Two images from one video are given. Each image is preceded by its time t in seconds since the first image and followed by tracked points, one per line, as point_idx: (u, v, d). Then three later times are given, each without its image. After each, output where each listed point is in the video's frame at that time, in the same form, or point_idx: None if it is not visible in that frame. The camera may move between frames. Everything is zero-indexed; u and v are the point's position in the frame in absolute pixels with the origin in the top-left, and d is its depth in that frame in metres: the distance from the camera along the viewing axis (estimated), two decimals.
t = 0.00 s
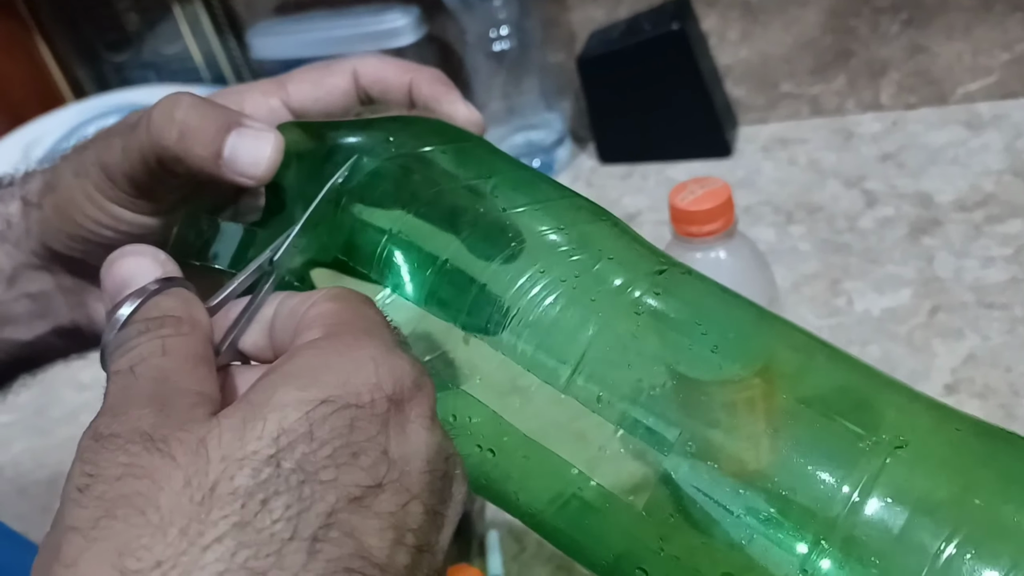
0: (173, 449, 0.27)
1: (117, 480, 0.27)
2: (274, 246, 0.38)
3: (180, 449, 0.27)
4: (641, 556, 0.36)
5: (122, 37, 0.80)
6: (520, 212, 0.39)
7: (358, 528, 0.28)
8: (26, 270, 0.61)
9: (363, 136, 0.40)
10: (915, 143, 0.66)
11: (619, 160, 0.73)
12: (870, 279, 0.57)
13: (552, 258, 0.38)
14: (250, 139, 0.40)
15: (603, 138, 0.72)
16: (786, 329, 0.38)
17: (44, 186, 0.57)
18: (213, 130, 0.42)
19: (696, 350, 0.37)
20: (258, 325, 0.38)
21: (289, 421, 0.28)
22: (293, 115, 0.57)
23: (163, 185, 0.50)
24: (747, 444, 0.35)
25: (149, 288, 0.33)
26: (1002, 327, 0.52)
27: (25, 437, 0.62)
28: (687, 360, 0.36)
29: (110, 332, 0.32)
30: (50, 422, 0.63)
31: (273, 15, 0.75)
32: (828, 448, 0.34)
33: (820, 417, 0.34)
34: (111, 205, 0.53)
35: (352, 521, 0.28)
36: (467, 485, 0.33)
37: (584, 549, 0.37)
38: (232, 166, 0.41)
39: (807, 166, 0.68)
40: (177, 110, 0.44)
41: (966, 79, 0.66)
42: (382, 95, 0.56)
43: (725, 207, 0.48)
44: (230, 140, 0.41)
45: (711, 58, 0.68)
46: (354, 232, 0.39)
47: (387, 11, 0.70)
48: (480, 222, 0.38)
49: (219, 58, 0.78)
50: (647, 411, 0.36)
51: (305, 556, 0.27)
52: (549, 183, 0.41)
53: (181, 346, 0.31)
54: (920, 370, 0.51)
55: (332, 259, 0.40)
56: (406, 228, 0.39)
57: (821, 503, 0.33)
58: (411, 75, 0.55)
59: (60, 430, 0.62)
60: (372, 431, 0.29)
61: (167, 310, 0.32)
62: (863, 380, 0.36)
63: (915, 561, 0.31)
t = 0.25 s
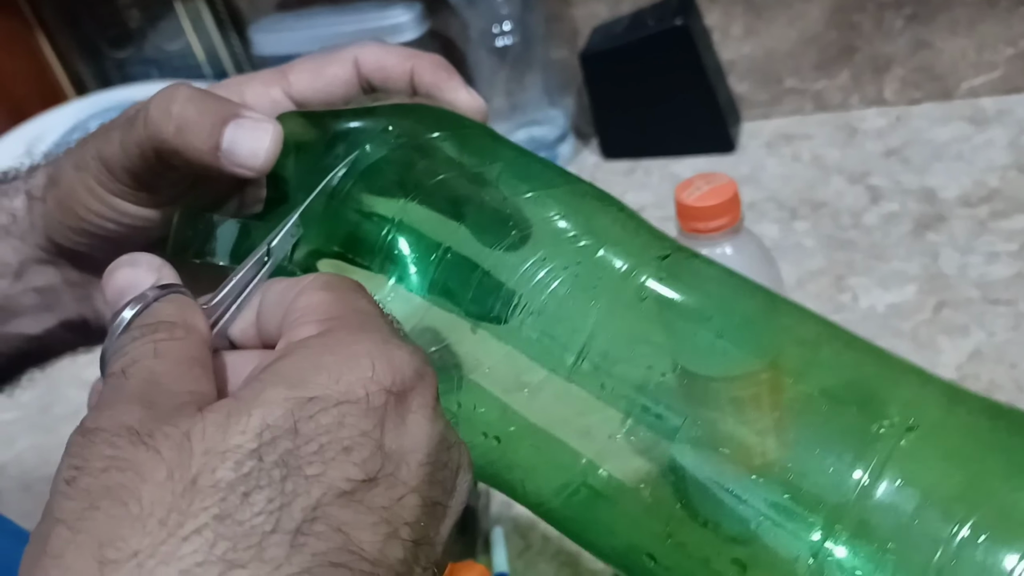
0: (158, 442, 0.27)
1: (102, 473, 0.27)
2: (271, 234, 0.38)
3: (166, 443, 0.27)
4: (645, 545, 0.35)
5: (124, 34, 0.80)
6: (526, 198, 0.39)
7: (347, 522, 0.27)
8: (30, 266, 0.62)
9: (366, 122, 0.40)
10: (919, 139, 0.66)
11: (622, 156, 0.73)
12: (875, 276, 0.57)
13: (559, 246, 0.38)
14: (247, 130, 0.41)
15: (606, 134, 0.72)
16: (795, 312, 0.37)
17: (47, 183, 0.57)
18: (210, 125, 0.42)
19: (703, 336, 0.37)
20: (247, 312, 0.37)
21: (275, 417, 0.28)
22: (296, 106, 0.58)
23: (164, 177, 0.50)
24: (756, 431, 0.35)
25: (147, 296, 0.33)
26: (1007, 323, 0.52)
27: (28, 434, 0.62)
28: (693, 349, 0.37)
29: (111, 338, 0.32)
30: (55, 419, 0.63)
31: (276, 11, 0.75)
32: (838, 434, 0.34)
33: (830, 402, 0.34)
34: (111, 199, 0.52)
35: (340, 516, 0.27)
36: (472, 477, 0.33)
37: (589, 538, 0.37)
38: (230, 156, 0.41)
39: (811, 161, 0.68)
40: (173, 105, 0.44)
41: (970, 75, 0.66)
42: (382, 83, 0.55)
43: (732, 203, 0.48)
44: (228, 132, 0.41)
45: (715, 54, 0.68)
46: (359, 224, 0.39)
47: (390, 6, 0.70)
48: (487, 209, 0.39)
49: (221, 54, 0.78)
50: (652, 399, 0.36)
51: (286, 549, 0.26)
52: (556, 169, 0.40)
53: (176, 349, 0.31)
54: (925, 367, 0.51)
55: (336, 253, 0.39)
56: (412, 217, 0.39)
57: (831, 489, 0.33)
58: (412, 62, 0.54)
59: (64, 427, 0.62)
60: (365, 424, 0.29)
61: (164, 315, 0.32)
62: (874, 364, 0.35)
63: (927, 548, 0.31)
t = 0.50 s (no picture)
0: (171, 426, 0.27)
1: (114, 461, 0.27)
2: (286, 232, 0.38)
3: (179, 426, 0.27)
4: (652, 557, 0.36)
5: (124, 31, 0.80)
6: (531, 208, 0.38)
7: (365, 499, 0.27)
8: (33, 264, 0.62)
9: (371, 133, 0.39)
10: (921, 135, 0.66)
11: (624, 152, 0.73)
12: (878, 272, 0.57)
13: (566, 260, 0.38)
14: (247, 138, 0.38)
15: (608, 130, 0.72)
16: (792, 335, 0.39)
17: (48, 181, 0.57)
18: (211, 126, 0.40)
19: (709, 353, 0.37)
20: (265, 310, 0.36)
21: (290, 394, 0.27)
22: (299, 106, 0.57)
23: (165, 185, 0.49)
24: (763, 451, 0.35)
25: (152, 267, 0.34)
26: (1011, 320, 0.52)
27: (31, 432, 0.62)
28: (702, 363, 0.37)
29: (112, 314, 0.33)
30: (57, 417, 0.63)
31: (277, 9, 0.75)
32: (842, 462, 0.35)
33: (835, 427, 0.35)
34: (110, 204, 0.51)
35: (359, 493, 0.27)
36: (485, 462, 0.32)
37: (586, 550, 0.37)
38: (230, 168, 0.38)
39: (813, 158, 0.67)
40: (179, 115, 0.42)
41: (972, 71, 0.66)
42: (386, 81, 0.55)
43: (736, 199, 0.48)
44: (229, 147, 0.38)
45: (716, 50, 0.68)
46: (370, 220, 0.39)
47: (392, 3, 0.70)
48: (493, 219, 0.38)
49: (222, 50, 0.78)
50: (661, 411, 0.36)
51: (308, 528, 0.26)
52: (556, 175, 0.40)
53: (183, 326, 0.31)
54: (929, 364, 0.51)
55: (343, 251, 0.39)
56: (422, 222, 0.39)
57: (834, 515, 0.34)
58: (416, 62, 0.55)
59: (67, 425, 0.62)
60: (378, 401, 0.29)
61: (169, 288, 0.32)
62: (867, 392, 0.37)
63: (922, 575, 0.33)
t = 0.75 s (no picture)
0: (182, 408, 0.26)
1: (119, 441, 0.26)
2: (279, 241, 0.39)
3: (190, 408, 0.26)
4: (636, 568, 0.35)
5: (124, 28, 0.80)
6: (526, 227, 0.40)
7: (381, 491, 0.27)
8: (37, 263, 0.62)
9: (373, 146, 0.41)
10: (925, 130, 0.66)
11: (627, 149, 0.72)
12: (882, 269, 0.57)
13: (560, 275, 0.39)
14: (243, 158, 0.38)
15: (610, 126, 0.71)
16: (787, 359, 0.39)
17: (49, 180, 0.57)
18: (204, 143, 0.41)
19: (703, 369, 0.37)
20: (252, 321, 0.36)
21: (309, 380, 0.27)
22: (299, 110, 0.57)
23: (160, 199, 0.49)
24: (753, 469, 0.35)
25: (139, 257, 0.32)
26: (1016, 316, 0.52)
27: (31, 431, 0.62)
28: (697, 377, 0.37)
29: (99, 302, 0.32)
30: (58, 416, 0.62)
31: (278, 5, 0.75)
32: (832, 482, 0.34)
33: (827, 447, 0.35)
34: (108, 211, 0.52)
35: (375, 485, 0.27)
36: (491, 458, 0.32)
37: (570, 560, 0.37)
38: (226, 186, 0.39)
39: (816, 154, 0.67)
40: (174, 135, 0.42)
41: (977, 66, 0.65)
42: (386, 86, 0.54)
43: (740, 196, 0.47)
44: (223, 165, 0.39)
45: (719, 46, 0.67)
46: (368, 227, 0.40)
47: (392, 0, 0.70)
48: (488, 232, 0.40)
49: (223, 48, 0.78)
50: (654, 421, 0.36)
51: (326, 519, 0.25)
52: (550, 197, 0.42)
53: (181, 310, 0.31)
54: (933, 360, 0.51)
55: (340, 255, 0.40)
56: (420, 228, 0.40)
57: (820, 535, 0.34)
58: (414, 69, 0.53)
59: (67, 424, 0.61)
60: (391, 393, 0.29)
61: (170, 273, 0.32)
62: (861, 420, 0.37)
63: None
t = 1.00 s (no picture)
0: (146, 409, 0.27)
1: (86, 441, 0.26)
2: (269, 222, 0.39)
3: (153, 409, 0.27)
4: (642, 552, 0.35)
5: (124, 27, 0.80)
6: (521, 206, 0.40)
7: (347, 490, 0.26)
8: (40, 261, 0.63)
9: (372, 124, 0.41)
10: (926, 127, 0.66)
11: (627, 146, 0.72)
12: (882, 266, 0.57)
13: (553, 257, 0.39)
14: (232, 142, 0.39)
15: (609, 124, 0.71)
16: (787, 333, 0.38)
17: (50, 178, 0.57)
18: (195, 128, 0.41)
19: (699, 348, 0.37)
20: (236, 303, 0.37)
21: (271, 381, 0.27)
22: (293, 100, 0.57)
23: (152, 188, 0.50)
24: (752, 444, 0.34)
25: (129, 268, 0.33)
26: (1016, 312, 0.51)
27: (33, 428, 0.62)
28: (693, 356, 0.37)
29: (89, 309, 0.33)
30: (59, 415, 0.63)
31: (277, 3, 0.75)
32: (832, 457, 0.34)
33: (825, 421, 0.34)
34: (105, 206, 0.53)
35: (341, 483, 0.26)
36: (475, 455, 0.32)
37: (580, 549, 0.36)
38: (217, 171, 0.39)
39: (816, 150, 0.67)
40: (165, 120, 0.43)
41: (977, 62, 0.65)
42: (379, 77, 0.54)
43: (739, 193, 0.47)
44: (214, 149, 0.39)
45: (719, 43, 0.67)
46: (363, 213, 0.40)
47: None
48: (483, 212, 0.40)
49: (223, 46, 0.78)
50: (651, 402, 0.36)
51: (283, 518, 0.25)
52: (545, 176, 0.42)
53: (161, 316, 0.31)
54: (933, 357, 0.51)
55: (335, 244, 0.40)
56: (417, 212, 0.39)
57: (822, 511, 0.33)
58: (406, 56, 0.53)
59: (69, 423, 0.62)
60: (365, 391, 0.28)
61: (149, 284, 0.32)
62: (863, 389, 0.36)
63: None
